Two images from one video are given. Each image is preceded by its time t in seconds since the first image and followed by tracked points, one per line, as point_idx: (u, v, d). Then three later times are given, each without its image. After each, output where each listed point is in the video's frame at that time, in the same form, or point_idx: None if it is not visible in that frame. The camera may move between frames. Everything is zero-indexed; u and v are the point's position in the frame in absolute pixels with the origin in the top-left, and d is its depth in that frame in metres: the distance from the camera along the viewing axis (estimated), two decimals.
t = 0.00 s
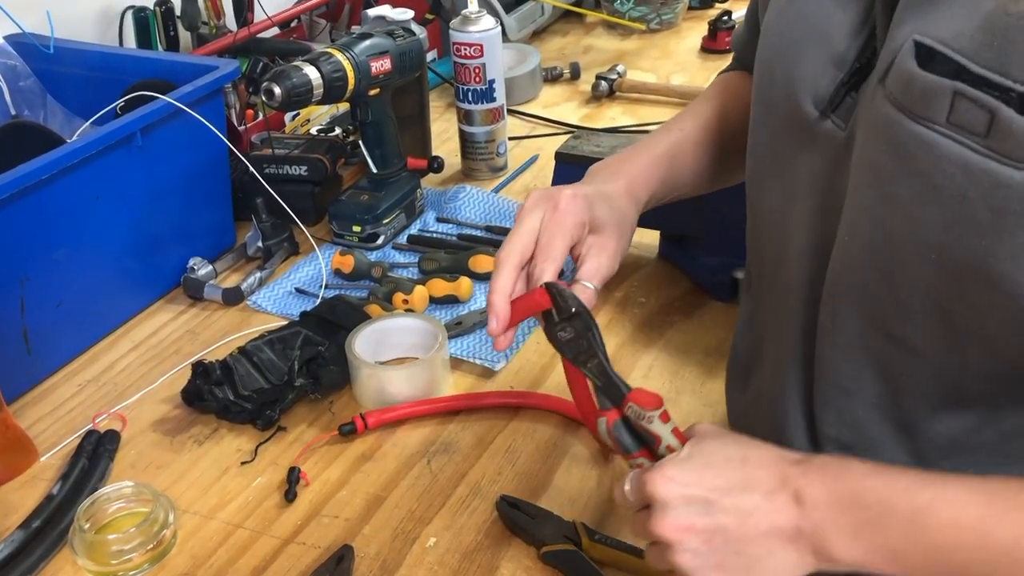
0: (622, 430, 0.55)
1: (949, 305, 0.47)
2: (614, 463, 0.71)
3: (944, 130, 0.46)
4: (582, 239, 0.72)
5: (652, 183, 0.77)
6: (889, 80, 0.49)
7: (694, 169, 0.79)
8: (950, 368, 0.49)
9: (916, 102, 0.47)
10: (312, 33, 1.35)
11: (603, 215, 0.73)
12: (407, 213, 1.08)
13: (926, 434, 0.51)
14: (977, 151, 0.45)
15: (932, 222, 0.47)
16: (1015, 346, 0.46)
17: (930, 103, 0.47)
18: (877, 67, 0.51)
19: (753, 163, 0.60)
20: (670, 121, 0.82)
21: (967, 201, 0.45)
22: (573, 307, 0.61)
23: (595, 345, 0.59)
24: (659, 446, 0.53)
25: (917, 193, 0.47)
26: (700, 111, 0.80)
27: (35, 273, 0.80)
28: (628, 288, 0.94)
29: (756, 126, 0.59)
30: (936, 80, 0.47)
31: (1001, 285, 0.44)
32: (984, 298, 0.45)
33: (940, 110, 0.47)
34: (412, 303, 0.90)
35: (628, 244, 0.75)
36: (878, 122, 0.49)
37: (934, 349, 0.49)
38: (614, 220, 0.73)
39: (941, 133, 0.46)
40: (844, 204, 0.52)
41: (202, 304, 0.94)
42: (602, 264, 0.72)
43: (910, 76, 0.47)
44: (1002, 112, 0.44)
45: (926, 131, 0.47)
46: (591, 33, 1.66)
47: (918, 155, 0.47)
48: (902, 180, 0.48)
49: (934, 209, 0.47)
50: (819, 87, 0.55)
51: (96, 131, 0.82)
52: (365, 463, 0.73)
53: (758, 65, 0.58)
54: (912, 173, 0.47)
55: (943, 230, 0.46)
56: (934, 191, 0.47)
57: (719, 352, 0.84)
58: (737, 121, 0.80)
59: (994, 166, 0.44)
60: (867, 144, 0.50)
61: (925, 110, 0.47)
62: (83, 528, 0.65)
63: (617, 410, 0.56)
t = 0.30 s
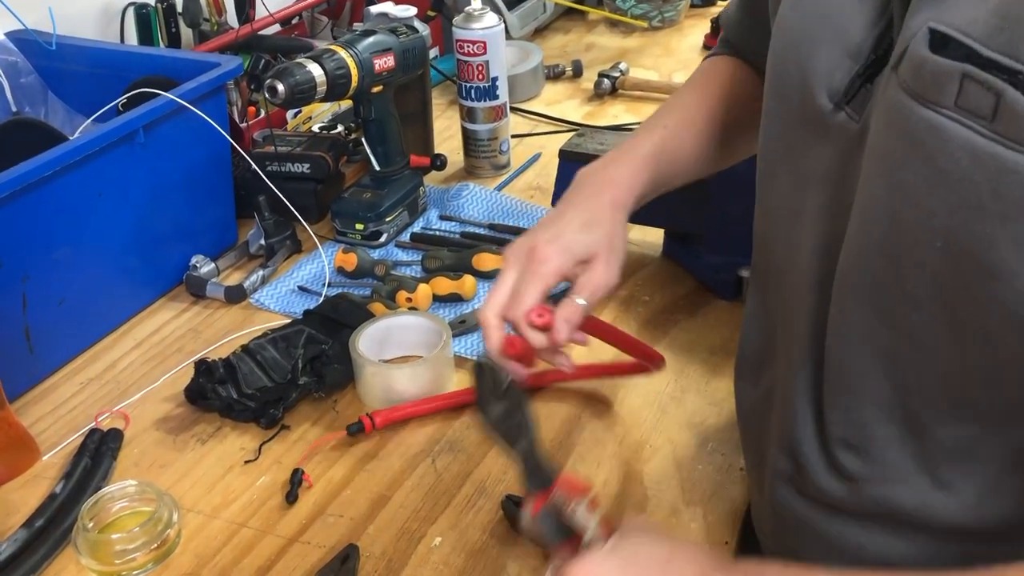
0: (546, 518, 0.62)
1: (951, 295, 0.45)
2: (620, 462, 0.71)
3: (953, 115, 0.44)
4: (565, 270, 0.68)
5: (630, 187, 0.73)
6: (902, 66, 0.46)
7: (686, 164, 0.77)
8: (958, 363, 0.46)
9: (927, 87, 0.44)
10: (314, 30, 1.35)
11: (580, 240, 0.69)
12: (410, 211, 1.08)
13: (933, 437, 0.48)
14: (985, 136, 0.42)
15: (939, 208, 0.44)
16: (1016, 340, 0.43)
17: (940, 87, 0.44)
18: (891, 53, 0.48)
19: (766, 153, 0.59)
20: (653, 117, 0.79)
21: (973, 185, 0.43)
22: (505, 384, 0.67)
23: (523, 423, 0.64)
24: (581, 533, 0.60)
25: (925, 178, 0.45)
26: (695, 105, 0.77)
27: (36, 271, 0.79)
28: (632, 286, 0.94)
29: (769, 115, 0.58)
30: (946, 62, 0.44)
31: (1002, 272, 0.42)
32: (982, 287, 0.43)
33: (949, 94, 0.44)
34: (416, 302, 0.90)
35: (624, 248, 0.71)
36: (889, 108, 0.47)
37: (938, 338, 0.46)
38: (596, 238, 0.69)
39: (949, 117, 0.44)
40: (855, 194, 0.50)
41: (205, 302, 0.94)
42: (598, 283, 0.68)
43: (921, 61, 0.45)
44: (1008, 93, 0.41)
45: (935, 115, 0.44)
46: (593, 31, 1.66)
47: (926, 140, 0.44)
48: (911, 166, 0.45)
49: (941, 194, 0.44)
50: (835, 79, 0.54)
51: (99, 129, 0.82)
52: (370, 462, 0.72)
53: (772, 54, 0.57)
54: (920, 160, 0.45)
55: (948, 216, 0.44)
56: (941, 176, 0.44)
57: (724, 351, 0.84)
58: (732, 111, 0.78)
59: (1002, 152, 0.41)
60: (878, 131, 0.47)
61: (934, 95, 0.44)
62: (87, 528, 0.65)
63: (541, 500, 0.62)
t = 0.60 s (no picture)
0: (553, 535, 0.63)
1: (950, 300, 0.44)
2: (625, 462, 0.71)
3: (957, 122, 0.43)
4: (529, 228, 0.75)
5: (603, 161, 0.79)
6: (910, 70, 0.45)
7: (682, 157, 0.80)
8: (958, 367, 0.45)
9: (931, 91, 0.44)
10: (316, 27, 1.35)
11: (543, 201, 0.76)
12: (412, 209, 1.08)
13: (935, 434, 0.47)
14: (987, 144, 0.41)
15: (938, 216, 0.43)
16: (1015, 343, 0.43)
17: (944, 92, 0.43)
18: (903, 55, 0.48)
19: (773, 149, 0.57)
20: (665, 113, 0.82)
21: (973, 194, 0.42)
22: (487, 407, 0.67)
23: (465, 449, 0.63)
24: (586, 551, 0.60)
25: (928, 185, 0.44)
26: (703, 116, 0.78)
27: (39, 268, 0.79)
28: (637, 286, 0.93)
29: (779, 111, 0.56)
30: (952, 69, 0.42)
31: (1001, 278, 0.41)
32: (981, 293, 0.43)
33: (953, 99, 0.43)
34: (420, 301, 0.89)
35: (592, 213, 0.76)
36: (897, 112, 0.46)
37: (939, 342, 0.45)
38: (559, 200, 0.76)
39: (953, 125, 0.43)
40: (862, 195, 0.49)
41: (207, 301, 0.94)
42: (556, 238, 0.74)
43: (926, 66, 0.44)
44: (1012, 104, 0.40)
45: (939, 122, 0.43)
46: (596, 29, 1.66)
47: (930, 146, 0.44)
48: (915, 170, 0.45)
49: (941, 202, 0.43)
50: (848, 78, 0.53)
51: (102, 126, 0.82)
52: (375, 462, 0.72)
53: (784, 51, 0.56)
54: (924, 167, 0.44)
55: (948, 224, 0.43)
56: (942, 183, 0.43)
57: (729, 350, 0.83)
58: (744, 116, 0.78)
59: (1001, 160, 0.40)
60: (887, 133, 0.47)
61: (938, 101, 0.43)
62: (91, 527, 0.65)
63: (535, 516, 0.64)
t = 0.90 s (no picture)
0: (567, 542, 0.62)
1: (928, 296, 0.45)
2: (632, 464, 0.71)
3: (935, 126, 0.43)
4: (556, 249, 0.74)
5: (641, 181, 0.76)
6: (901, 74, 0.46)
7: (717, 176, 0.76)
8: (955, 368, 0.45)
9: (918, 95, 0.44)
10: (319, 27, 1.35)
11: (576, 222, 0.75)
12: (417, 210, 1.07)
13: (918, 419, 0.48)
14: (961, 149, 0.42)
15: (913, 216, 0.45)
16: (992, 339, 0.43)
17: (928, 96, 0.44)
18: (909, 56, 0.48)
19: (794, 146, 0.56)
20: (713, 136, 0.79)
21: (947, 195, 0.43)
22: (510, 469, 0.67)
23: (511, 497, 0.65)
24: None
25: (909, 185, 0.45)
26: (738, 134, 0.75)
27: (45, 268, 0.79)
28: (641, 287, 0.93)
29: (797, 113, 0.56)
30: (934, 74, 0.44)
31: (972, 279, 0.42)
32: (955, 290, 0.44)
33: (933, 104, 0.44)
34: (425, 301, 0.90)
35: (622, 233, 0.74)
36: (888, 114, 0.47)
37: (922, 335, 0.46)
38: (589, 220, 0.74)
39: (932, 128, 0.44)
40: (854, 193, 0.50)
41: (212, 301, 0.94)
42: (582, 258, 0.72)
43: (915, 69, 0.45)
44: (984, 110, 0.41)
45: (920, 125, 0.44)
46: (599, 29, 1.66)
47: (910, 150, 0.45)
48: (896, 172, 0.46)
49: (917, 202, 0.44)
50: (859, 75, 0.53)
51: (106, 127, 0.82)
52: (381, 462, 0.72)
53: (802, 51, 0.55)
54: (904, 169, 0.45)
55: (924, 224, 0.44)
56: (919, 184, 0.44)
57: (735, 352, 0.83)
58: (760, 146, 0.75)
59: (973, 164, 0.41)
60: (878, 134, 0.48)
61: (921, 104, 0.44)
62: (98, 527, 0.65)
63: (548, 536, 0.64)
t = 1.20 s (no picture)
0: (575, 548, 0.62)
1: (923, 292, 0.46)
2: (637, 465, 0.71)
3: (931, 126, 0.44)
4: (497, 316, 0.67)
5: (587, 241, 0.68)
6: (899, 74, 0.46)
7: (701, 218, 0.66)
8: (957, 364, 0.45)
9: (914, 96, 0.45)
10: (322, 27, 1.35)
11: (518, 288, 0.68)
12: (421, 210, 1.07)
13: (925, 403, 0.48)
14: (956, 151, 0.43)
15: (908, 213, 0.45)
16: (991, 340, 0.44)
17: (923, 97, 0.44)
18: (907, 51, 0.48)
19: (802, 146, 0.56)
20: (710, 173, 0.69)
21: (939, 194, 0.43)
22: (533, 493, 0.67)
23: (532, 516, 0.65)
24: None
25: (902, 185, 0.46)
26: (718, 180, 0.66)
27: (50, 268, 0.79)
28: (645, 288, 0.93)
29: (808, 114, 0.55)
30: (928, 74, 0.44)
31: (963, 276, 0.43)
32: (948, 286, 0.44)
33: (929, 104, 0.44)
34: (429, 302, 0.89)
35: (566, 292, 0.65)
36: (886, 112, 0.47)
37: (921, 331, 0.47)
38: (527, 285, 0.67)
39: (928, 128, 0.44)
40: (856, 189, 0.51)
41: (216, 301, 0.94)
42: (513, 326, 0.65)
43: (911, 70, 0.45)
44: (976, 114, 0.42)
45: (916, 126, 0.45)
46: (601, 30, 1.66)
47: (906, 149, 0.45)
48: (893, 170, 0.46)
49: (912, 201, 0.45)
50: (862, 69, 0.52)
51: (113, 126, 0.82)
52: (385, 463, 0.72)
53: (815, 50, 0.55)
54: (900, 167, 0.46)
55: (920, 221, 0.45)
56: (914, 182, 0.45)
57: (738, 353, 0.83)
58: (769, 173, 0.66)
59: (964, 164, 0.42)
60: (876, 133, 0.48)
61: (917, 104, 0.45)
62: (103, 527, 0.65)
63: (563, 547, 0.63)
